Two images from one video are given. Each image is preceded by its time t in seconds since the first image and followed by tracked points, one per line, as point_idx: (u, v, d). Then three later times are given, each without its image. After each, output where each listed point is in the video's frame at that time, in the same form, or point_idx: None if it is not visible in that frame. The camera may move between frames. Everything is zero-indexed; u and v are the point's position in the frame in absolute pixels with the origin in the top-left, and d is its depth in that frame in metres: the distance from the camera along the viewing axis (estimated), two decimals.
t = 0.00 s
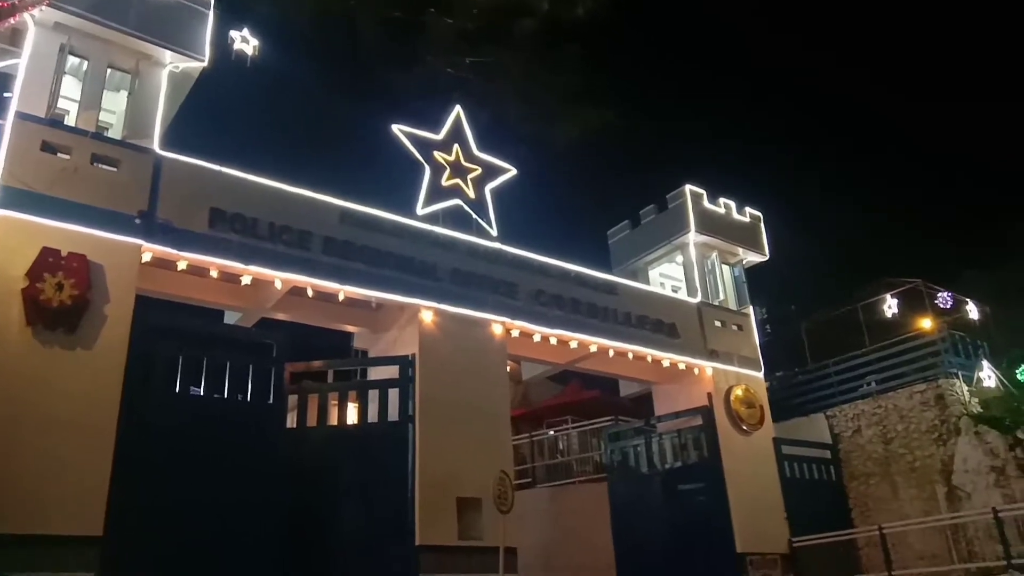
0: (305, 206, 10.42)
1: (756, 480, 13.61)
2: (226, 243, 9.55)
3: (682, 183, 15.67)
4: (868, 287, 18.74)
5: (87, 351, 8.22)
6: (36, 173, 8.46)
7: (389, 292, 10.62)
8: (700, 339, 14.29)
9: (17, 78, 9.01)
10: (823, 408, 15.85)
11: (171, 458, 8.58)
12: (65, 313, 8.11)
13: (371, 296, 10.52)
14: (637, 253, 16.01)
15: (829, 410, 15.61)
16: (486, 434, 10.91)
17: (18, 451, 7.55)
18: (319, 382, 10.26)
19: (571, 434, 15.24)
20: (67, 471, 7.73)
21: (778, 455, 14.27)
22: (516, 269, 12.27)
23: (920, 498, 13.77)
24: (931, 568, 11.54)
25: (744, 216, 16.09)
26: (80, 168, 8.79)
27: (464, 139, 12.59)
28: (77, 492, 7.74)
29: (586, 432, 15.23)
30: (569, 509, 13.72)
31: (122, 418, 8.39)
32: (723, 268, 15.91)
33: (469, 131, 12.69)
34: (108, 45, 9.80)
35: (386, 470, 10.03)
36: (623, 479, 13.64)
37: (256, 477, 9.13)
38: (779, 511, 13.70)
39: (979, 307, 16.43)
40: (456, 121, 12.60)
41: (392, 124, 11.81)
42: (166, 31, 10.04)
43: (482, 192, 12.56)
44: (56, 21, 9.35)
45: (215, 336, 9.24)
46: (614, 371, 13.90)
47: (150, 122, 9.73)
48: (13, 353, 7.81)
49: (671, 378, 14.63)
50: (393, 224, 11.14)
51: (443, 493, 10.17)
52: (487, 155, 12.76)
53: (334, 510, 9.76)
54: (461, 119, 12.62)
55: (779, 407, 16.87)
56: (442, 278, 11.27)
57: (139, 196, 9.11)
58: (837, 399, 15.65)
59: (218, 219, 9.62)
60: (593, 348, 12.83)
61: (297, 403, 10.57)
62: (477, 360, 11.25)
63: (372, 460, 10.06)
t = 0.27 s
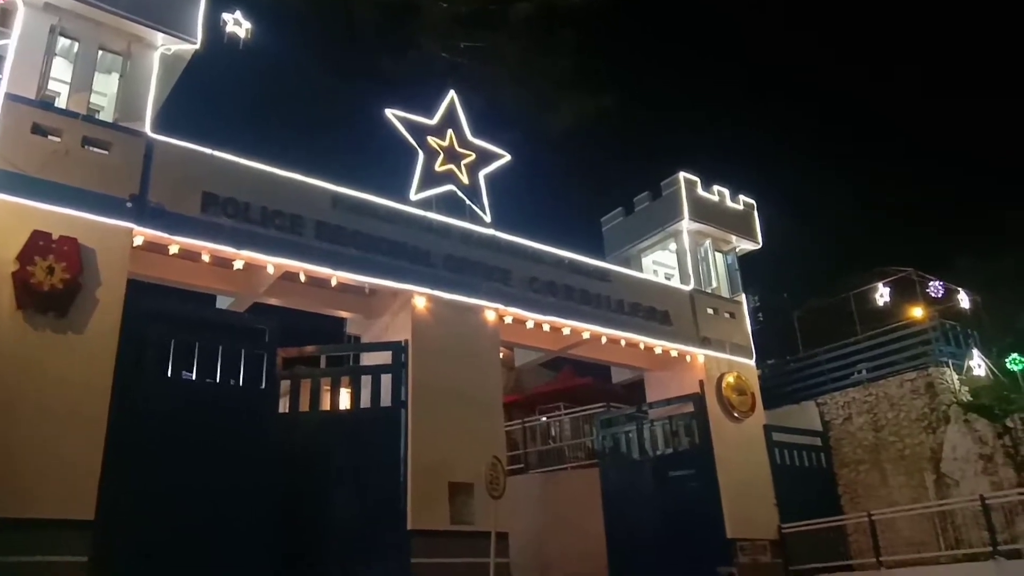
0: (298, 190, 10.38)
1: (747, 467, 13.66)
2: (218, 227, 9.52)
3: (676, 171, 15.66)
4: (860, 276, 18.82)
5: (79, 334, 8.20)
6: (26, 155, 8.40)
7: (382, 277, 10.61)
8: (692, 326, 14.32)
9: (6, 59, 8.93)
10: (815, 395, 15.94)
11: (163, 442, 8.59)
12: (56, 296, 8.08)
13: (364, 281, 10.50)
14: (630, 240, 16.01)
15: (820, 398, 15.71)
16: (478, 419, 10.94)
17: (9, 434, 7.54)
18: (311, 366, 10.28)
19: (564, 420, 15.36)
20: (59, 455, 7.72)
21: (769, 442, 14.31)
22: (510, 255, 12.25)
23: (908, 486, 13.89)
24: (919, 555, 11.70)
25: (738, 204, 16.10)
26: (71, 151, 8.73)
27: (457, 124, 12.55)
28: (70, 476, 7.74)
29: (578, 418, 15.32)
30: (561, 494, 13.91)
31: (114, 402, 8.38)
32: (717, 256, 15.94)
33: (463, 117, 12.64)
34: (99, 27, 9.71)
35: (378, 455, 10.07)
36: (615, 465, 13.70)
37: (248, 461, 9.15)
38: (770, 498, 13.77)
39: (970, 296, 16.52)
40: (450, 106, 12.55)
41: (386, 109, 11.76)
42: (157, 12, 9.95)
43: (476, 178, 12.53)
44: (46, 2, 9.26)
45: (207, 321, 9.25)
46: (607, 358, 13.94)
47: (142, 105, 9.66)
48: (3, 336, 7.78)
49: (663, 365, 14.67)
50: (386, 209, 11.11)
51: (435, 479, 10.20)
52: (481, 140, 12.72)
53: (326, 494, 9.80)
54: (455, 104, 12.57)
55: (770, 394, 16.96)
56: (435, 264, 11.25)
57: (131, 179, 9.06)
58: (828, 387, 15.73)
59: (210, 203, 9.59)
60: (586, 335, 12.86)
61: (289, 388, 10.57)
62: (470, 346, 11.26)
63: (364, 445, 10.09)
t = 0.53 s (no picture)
0: (292, 172, 10.34)
1: (739, 452, 13.75)
2: (212, 209, 9.49)
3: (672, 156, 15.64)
4: (853, 263, 18.87)
5: (71, 316, 8.17)
6: (18, 135, 8.34)
7: (376, 260, 10.59)
8: (686, 312, 14.36)
9: None
10: (806, 381, 16.02)
11: (157, 424, 8.60)
12: (48, 277, 8.04)
13: (358, 265, 10.49)
14: (625, 225, 16.01)
15: (812, 384, 15.80)
16: (472, 403, 10.97)
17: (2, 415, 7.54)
18: (305, 349, 10.30)
19: (557, 404, 15.45)
20: (51, 436, 7.71)
21: (760, 427, 14.38)
22: (505, 240, 12.24)
23: (898, 471, 14.00)
24: (907, 540, 11.84)
25: (733, 190, 16.10)
26: (63, 131, 8.66)
27: (453, 107, 12.50)
28: (62, 456, 7.74)
29: (571, 402, 15.39)
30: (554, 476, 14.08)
31: (106, 383, 8.37)
32: (711, 242, 15.96)
33: (458, 99, 12.59)
34: (91, 6, 9.61)
35: (371, 438, 10.11)
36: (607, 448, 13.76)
37: (242, 443, 9.18)
38: (761, 482, 13.86)
39: (962, 283, 16.60)
40: (445, 89, 12.49)
41: (380, 91, 11.69)
42: None
43: (471, 161, 12.49)
44: None
45: (200, 303, 9.23)
46: (600, 342, 13.98)
47: (134, 84, 9.59)
48: None
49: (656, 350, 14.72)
50: (381, 192, 11.07)
51: (429, 462, 10.25)
52: (476, 124, 12.68)
53: (319, 476, 9.84)
54: (450, 87, 12.52)
55: (762, 379, 17.04)
56: (429, 248, 11.24)
57: (123, 160, 9.01)
58: (820, 373, 15.81)
59: (203, 185, 9.55)
60: (580, 319, 12.88)
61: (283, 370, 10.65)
62: (464, 330, 11.28)
63: (357, 428, 10.12)
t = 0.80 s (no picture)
0: (285, 161, 10.30)
1: (731, 445, 13.79)
2: (205, 197, 9.46)
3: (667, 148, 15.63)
4: (846, 257, 18.91)
5: (63, 303, 8.13)
6: (9, 121, 8.28)
7: (370, 251, 10.58)
8: (679, 304, 14.38)
9: None
10: (799, 375, 16.08)
11: (148, 412, 8.59)
12: (40, 264, 8.00)
13: (351, 255, 10.47)
14: (619, 217, 16.01)
15: (804, 377, 15.85)
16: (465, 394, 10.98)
17: None
18: (298, 339, 10.30)
19: (550, 396, 15.49)
20: (43, 425, 7.69)
21: (752, 421, 14.44)
22: (499, 231, 12.22)
23: (889, 465, 14.08)
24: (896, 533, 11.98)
25: (727, 183, 16.11)
26: (55, 118, 8.60)
27: (448, 97, 12.46)
28: (53, 445, 7.71)
29: (564, 394, 15.43)
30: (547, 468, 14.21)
31: (98, 372, 8.33)
32: (705, 235, 15.97)
33: (454, 90, 12.56)
34: None
35: (364, 428, 10.12)
36: (599, 440, 13.82)
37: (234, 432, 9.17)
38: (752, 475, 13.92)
39: (954, 279, 16.68)
40: (440, 79, 12.45)
41: (375, 81, 11.64)
42: None
43: (465, 152, 12.46)
44: None
45: (194, 292, 9.22)
46: (594, 335, 14.00)
47: (127, 71, 9.52)
48: None
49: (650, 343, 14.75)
50: (375, 182, 11.04)
51: (422, 452, 10.27)
52: (471, 114, 12.65)
53: (311, 465, 9.85)
54: (445, 77, 12.47)
55: (754, 372, 17.09)
56: (424, 238, 11.22)
57: (116, 147, 8.97)
58: (812, 366, 15.87)
59: (197, 173, 9.51)
60: (573, 312, 12.90)
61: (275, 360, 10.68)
62: (458, 321, 11.28)
63: (349, 418, 10.15)
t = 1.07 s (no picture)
0: (281, 148, 10.27)
1: (724, 435, 13.86)
2: (200, 183, 9.43)
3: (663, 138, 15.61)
4: (842, 248, 18.94)
5: (58, 289, 8.11)
6: (3, 106, 8.24)
7: (366, 239, 10.57)
8: (674, 294, 14.41)
9: None
10: (793, 365, 16.15)
11: (143, 399, 8.60)
12: (34, 250, 7.99)
13: (347, 242, 10.46)
14: (616, 207, 16.01)
15: (798, 368, 15.91)
16: (460, 383, 11.01)
17: None
18: (293, 327, 10.32)
19: (545, 385, 15.54)
20: (38, 411, 7.69)
21: (746, 411, 14.50)
22: (495, 220, 12.20)
23: (881, 455, 14.15)
24: (888, 522, 12.10)
25: (724, 173, 16.11)
26: (49, 103, 8.56)
27: (444, 85, 12.43)
28: (48, 431, 7.72)
29: (559, 383, 15.48)
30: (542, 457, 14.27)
31: (93, 358, 8.33)
32: (701, 225, 15.98)
33: (450, 78, 12.52)
34: None
35: (358, 416, 10.15)
36: (593, 429, 13.88)
37: (229, 420, 9.19)
38: (746, 465, 13.99)
39: (948, 271, 16.72)
40: (437, 67, 12.41)
41: (372, 68, 11.60)
42: None
43: (462, 140, 12.44)
44: None
45: (189, 279, 9.20)
46: (589, 324, 14.02)
47: (122, 57, 9.47)
48: None
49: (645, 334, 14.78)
50: (371, 170, 11.01)
51: (416, 440, 10.30)
52: (467, 103, 12.62)
53: (306, 452, 9.89)
54: (442, 65, 12.43)
55: (749, 362, 17.15)
56: (419, 226, 11.20)
57: (111, 133, 8.93)
58: (806, 357, 15.92)
59: (192, 159, 9.49)
60: (569, 301, 12.92)
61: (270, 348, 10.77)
62: (453, 310, 11.29)
63: (344, 406, 10.17)
